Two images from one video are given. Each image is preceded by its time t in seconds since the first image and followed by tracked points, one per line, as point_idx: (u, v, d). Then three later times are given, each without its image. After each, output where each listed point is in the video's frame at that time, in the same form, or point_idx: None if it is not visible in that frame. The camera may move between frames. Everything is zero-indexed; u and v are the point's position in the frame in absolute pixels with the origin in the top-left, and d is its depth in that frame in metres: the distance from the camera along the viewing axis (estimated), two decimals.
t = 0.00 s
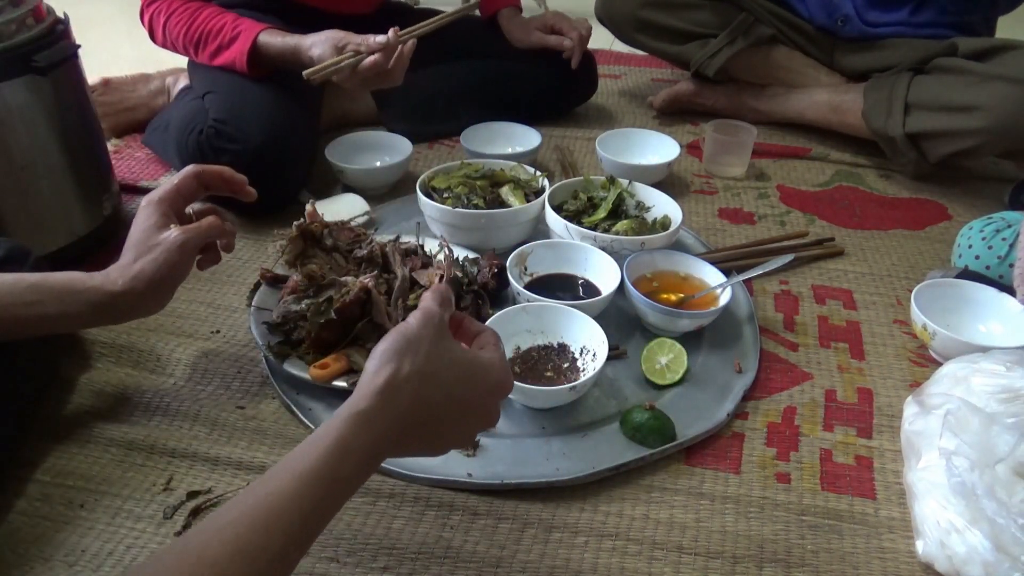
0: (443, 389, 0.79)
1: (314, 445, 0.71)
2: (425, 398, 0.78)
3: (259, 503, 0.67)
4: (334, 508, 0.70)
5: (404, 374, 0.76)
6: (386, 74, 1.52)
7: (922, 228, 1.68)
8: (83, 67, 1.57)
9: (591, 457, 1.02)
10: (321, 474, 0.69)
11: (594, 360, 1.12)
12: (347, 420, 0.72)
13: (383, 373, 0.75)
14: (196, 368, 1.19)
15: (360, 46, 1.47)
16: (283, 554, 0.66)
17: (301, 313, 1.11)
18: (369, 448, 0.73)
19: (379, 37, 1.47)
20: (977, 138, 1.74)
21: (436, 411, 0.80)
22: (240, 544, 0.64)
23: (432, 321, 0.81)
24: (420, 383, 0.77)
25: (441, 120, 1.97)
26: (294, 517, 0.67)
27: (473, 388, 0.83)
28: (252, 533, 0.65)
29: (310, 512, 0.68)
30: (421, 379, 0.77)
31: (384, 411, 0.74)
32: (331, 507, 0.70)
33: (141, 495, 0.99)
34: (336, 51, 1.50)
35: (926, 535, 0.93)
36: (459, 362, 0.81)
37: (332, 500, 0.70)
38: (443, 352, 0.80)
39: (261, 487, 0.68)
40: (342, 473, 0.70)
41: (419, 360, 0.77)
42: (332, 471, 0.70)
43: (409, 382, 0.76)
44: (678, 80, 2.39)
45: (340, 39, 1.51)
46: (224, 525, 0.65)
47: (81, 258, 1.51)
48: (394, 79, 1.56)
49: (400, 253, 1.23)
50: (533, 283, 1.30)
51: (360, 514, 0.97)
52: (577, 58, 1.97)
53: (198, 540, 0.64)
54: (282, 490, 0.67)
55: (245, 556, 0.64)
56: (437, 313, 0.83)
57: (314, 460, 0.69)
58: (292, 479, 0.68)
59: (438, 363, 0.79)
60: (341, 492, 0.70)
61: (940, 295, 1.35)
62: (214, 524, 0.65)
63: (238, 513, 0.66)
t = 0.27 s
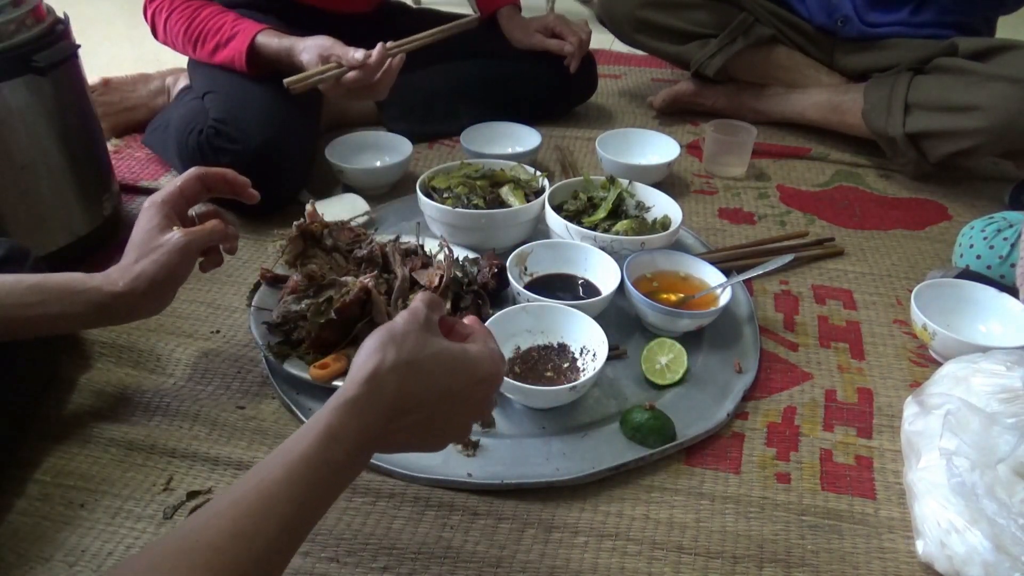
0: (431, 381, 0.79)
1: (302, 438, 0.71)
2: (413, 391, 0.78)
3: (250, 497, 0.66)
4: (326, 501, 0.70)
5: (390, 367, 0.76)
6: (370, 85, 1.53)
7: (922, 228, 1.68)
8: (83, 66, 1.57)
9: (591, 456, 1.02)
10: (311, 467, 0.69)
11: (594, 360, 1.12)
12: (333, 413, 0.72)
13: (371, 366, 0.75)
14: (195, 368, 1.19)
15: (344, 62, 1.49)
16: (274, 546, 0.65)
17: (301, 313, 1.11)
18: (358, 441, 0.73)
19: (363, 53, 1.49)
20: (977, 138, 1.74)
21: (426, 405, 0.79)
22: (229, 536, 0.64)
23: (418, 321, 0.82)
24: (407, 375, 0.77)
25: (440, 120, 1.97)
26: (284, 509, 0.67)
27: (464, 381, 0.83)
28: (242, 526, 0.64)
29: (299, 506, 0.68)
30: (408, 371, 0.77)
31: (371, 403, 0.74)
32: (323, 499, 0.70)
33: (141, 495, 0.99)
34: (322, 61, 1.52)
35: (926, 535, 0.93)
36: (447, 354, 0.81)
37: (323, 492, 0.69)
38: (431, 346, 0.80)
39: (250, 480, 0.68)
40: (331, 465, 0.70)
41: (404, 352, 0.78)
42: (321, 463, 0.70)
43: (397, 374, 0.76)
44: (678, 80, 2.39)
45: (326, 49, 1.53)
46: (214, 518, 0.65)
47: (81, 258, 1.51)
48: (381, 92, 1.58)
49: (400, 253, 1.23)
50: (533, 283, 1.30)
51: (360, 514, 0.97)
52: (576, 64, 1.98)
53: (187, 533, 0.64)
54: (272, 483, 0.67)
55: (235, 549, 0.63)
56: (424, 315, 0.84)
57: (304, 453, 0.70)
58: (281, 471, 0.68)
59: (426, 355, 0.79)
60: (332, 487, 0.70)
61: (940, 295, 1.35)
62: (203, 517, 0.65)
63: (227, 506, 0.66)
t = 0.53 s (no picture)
0: (408, 370, 0.78)
1: (283, 440, 0.70)
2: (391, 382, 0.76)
3: (236, 502, 0.66)
4: (313, 500, 0.70)
5: (363, 361, 0.74)
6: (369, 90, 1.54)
7: (922, 228, 1.68)
8: (82, 67, 1.57)
9: (591, 457, 1.02)
10: (295, 468, 0.69)
11: (594, 360, 1.12)
12: (312, 411, 0.72)
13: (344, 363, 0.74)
14: (195, 368, 1.19)
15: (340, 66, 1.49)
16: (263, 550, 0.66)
17: (301, 313, 1.11)
18: (341, 437, 0.72)
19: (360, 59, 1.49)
20: (977, 139, 1.74)
21: (406, 394, 0.78)
22: (217, 542, 0.64)
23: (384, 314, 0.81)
24: (382, 367, 0.75)
25: (440, 120, 1.97)
26: (270, 512, 0.67)
27: (441, 366, 0.81)
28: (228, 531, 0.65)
29: (287, 506, 0.68)
30: (382, 363, 0.76)
31: (349, 399, 0.73)
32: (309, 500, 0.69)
33: (141, 495, 0.99)
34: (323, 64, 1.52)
35: (925, 535, 0.93)
36: (421, 341, 0.79)
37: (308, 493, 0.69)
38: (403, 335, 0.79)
39: (234, 484, 0.68)
40: (315, 465, 0.70)
41: (376, 344, 0.76)
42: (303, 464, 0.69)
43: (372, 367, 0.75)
44: (678, 80, 2.39)
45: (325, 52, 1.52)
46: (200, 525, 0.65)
47: (81, 258, 1.51)
48: (378, 98, 1.58)
49: (400, 253, 1.23)
50: (533, 283, 1.30)
51: (360, 514, 0.97)
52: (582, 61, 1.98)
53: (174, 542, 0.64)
54: (256, 486, 0.67)
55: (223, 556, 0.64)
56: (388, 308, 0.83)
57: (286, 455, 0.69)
58: (264, 475, 0.68)
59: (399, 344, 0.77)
60: (318, 485, 0.70)
61: (940, 295, 1.35)
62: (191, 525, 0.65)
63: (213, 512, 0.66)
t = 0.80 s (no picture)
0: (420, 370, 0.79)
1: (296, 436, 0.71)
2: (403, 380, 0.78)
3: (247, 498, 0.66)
4: (324, 498, 0.70)
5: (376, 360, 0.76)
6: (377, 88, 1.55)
7: (922, 228, 1.68)
8: (82, 67, 1.57)
9: (591, 456, 1.02)
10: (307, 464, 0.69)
11: (594, 360, 1.12)
12: (322, 411, 0.73)
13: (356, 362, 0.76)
14: (195, 368, 1.19)
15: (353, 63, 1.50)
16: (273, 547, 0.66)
17: (301, 313, 1.11)
18: (352, 434, 0.73)
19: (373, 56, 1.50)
20: (977, 138, 1.74)
21: (415, 396, 0.79)
22: (226, 538, 0.64)
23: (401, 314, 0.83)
24: (395, 366, 0.77)
25: (440, 120, 1.97)
26: (281, 508, 0.67)
27: (453, 366, 0.83)
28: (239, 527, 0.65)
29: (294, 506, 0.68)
30: (394, 362, 0.77)
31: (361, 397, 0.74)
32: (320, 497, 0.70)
33: (141, 495, 0.99)
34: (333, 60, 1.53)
35: (925, 535, 0.93)
36: (433, 340, 0.81)
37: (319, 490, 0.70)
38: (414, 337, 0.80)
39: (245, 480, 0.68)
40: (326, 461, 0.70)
41: (389, 344, 0.78)
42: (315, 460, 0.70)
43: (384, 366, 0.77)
44: (679, 80, 2.39)
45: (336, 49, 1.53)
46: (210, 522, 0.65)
47: (81, 258, 1.51)
48: (387, 95, 1.58)
49: (400, 253, 1.23)
50: (533, 283, 1.30)
51: (360, 514, 0.97)
52: (582, 53, 1.98)
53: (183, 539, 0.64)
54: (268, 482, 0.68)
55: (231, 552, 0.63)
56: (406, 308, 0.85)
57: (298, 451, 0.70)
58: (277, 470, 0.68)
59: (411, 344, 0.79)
60: (329, 482, 0.70)
61: (940, 295, 1.35)
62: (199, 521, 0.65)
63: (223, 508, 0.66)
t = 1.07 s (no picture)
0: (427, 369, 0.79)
1: (302, 434, 0.71)
2: (410, 380, 0.77)
3: (251, 497, 0.66)
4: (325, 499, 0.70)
5: (386, 359, 0.76)
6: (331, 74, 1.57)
7: (922, 228, 1.68)
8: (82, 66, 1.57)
9: (592, 456, 1.02)
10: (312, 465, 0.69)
11: (594, 360, 1.12)
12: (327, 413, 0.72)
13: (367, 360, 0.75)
14: (195, 368, 1.19)
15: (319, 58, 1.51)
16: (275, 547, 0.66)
17: (301, 313, 1.11)
18: (358, 434, 0.73)
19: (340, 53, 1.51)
20: (977, 139, 1.74)
21: (417, 397, 0.79)
22: (229, 540, 0.64)
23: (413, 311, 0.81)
24: (401, 367, 0.77)
25: (441, 120, 1.97)
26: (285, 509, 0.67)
27: (458, 365, 0.82)
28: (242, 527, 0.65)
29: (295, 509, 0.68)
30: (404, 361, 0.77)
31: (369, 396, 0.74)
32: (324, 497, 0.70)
33: (141, 495, 0.99)
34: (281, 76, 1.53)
35: (925, 535, 0.93)
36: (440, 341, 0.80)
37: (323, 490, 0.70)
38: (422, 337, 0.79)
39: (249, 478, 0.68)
40: (331, 462, 0.70)
41: (397, 344, 0.77)
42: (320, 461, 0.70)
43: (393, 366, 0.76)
44: (678, 80, 2.39)
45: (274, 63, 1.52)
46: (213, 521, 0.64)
47: (81, 258, 1.51)
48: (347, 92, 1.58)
49: (400, 253, 1.23)
50: (533, 283, 1.30)
51: (360, 514, 0.97)
52: (571, 44, 1.97)
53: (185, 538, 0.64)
54: (273, 482, 0.68)
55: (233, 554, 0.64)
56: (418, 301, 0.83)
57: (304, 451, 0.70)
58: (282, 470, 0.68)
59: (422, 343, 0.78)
60: (333, 482, 0.71)
61: (940, 295, 1.35)
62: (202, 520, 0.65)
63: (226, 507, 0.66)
